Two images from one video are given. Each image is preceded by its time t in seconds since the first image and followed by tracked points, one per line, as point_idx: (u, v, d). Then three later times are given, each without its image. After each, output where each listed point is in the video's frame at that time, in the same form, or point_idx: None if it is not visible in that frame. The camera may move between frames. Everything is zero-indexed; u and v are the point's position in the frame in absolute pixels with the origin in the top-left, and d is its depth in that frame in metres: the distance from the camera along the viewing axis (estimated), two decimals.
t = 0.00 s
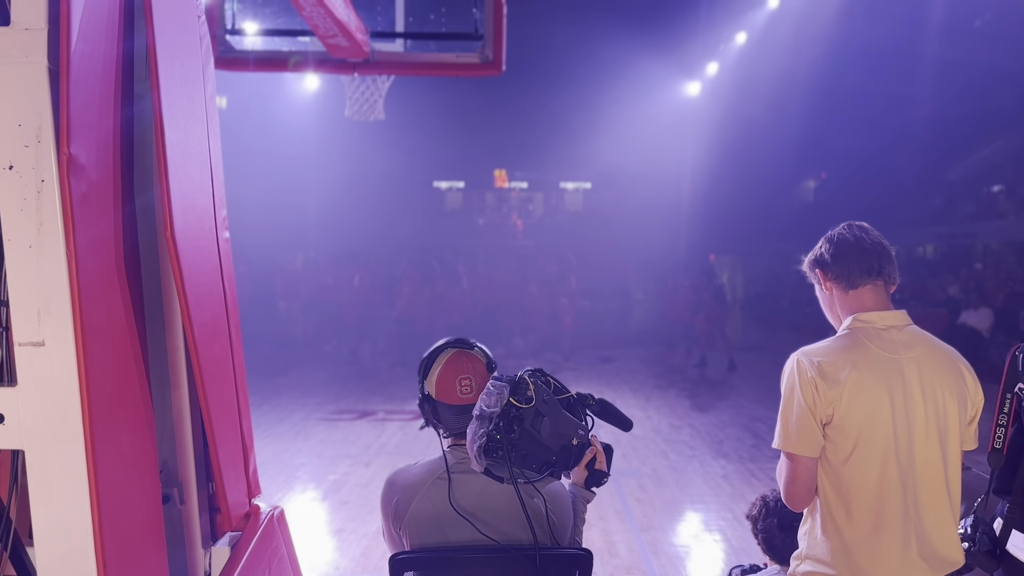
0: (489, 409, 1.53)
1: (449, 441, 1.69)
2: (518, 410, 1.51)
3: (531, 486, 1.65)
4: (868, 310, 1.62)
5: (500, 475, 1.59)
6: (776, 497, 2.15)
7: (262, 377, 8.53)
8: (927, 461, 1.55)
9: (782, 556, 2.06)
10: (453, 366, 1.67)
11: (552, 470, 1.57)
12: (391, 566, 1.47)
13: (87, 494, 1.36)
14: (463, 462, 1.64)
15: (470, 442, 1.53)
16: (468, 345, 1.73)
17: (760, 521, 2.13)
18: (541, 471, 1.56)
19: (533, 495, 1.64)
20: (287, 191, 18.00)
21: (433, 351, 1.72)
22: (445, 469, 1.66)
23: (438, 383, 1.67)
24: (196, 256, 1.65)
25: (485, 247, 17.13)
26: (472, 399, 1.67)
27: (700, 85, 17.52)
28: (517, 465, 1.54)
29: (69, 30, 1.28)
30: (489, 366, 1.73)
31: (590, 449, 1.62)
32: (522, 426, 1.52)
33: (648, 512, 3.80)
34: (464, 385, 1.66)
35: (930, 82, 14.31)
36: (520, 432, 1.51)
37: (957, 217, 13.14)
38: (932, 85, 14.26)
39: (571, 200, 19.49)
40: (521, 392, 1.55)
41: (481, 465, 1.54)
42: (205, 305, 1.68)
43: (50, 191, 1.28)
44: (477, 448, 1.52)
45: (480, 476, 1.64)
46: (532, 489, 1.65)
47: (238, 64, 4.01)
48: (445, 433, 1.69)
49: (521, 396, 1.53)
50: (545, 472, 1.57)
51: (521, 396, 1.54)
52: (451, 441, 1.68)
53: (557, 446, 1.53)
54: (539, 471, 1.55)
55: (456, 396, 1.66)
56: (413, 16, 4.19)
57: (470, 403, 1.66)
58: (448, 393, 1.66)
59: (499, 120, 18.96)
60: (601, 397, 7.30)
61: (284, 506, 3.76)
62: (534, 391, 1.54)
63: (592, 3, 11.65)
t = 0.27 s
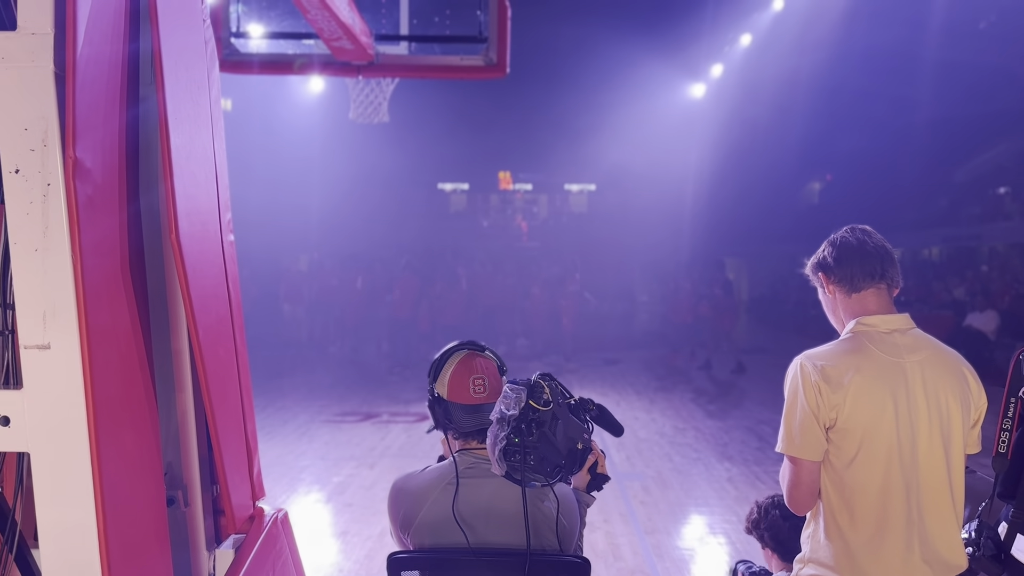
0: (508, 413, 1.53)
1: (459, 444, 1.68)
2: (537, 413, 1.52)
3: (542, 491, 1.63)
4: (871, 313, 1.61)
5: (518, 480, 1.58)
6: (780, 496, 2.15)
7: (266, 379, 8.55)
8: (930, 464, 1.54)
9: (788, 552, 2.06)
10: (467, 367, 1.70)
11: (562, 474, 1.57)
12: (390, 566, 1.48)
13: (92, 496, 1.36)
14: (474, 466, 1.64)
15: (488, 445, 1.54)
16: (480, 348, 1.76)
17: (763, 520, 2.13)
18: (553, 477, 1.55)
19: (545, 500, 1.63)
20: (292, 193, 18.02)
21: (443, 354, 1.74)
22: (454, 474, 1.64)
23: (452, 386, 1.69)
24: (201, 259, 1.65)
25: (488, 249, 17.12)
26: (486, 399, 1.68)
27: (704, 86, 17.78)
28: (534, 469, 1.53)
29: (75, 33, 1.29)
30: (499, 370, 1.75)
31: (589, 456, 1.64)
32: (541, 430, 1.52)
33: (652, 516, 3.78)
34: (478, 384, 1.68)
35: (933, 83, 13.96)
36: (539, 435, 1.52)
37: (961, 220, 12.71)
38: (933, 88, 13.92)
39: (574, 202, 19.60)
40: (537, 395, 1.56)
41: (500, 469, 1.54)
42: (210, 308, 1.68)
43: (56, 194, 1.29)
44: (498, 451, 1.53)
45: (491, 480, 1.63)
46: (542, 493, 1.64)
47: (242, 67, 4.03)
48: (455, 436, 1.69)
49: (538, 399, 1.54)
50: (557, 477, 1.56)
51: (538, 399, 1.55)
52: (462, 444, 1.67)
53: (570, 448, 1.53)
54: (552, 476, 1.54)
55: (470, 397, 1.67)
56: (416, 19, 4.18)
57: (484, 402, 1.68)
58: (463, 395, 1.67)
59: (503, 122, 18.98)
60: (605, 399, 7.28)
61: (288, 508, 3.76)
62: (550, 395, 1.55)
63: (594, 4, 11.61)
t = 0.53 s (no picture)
0: (521, 411, 1.54)
1: (471, 446, 1.68)
2: (549, 412, 1.52)
3: (553, 493, 1.63)
4: (873, 317, 1.60)
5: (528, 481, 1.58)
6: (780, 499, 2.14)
7: (270, 381, 8.56)
8: (933, 467, 1.53)
9: (787, 555, 2.04)
10: (482, 368, 1.69)
11: (572, 478, 1.57)
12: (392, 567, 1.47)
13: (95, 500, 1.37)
14: (485, 468, 1.64)
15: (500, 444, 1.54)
16: (496, 351, 1.75)
17: (763, 524, 2.11)
18: (563, 479, 1.55)
19: (555, 503, 1.62)
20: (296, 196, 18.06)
21: (459, 355, 1.73)
22: (464, 475, 1.64)
23: (466, 386, 1.68)
24: (205, 262, 1.66)
25: (491, 252, 17.13)
26: (499, 400, 1.68)
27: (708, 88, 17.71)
28: (545, 470, 1.53)
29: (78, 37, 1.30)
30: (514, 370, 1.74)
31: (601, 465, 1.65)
32: (553, 430, 1.52)
33: (656, 518, 3.77)
34: (491, 385, 1.67)
35: (937, 84, 13.87)
36: (551, 435, 1.52)
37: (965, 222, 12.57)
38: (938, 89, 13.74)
39: (579, 204, 19.33)
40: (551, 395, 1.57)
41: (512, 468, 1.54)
42: (214, 310, 1.69)
43: (59, 197, 1.29)
44: (509, 450, 1.52)
45: (502, 482, 1.63)
46: (553, 496, 1.64)
47: (247, 70, 4.10)
48: (467, 436, 1.69)
49: (551, 398, 1.55)
50: (566, 480, 1.56)
51: (551, 399, 1.55)
52: (473, 445, 1.67)
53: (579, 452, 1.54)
54: (562, 479, 1.55)
55: (483, 398, 1.66)
56: (421, 22, 4.20)
57: (497, 404, 1.67)
58: (477, 396, 1.66)
59: (506, 124, 19.00)
60: (609, 401, 7.27)
61: (292, 511, 3.76)
62: (563, 396, 1.57)
63: (596, 6, 11.60)
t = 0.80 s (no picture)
0: (529, 412, 1.54)
1: (477, 448, 1.68)
2: (557, 414, 1.52)
3: (558, 497, 1.63)
4: (874, 319, 1.59)
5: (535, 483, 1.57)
6: (779, 504, 2.12)
7: (272, 384, 8.57)
8: (936, 470, 1.52)
9: (786, 557, 2.02)
10: (490, 371, 1.67)
11: (580, 483, 1.55)
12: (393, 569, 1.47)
13: (95, 504, 1.37)
14: (493, 469, 1.63)
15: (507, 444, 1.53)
16: (504, 354, 1.73)
17: (762, 527, 2.09)
18: (569, 483, 1.53)
19: (560, 507, 1.62)
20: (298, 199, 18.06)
21: (467, 357, 1.71)
22: (470, 475, 1.64)
23: (473, 388, 1.67)
24: (205, 265, 1.66)
25: (494, 254, 17.13)
26: (506, 404, 1.66)
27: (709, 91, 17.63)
28: (552, 472, 1.51)
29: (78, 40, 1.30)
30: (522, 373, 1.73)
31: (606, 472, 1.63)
32: (561, 433, 1.51)
33: (658, 521, 3.75)
34: (498, 389, 1.66)
35: (940, 86, 13.83)
36: (559, 437, 1.51)
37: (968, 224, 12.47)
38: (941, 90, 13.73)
39: (580, 207, 19.31)
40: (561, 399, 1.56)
41: (519, 468, 1.54)
42: (214, 313, 1.68)
43: (59, 200, 1.30)
44: (516, 450, 1.52)
45: (508, 484, 1.62)
46: (558, 499, 1.63)
47: (249, 73, 4.08)
48: (474, 438, 1.67)
49: (560, 400, 1.55)
50: (573, 485, 1.54)
51: (561, 401, 1.55)
52: (479, 447, 1.66)
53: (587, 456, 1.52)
54: (568, 483, 1.52)
55: (490, 402, 1.65)
56: (423, 24, 4.23)
57: (504, 409, 1.65)
58: (484, 399, 1.65)
59: (508, 127, 18.99)
60: (611, 404, 7.26)
61: (294, 514, 3.76)
62: (573, 399, 1.55)
63: (597, 8, 11.60)
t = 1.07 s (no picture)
0: (532, 412, 1.55)
1: (479, 449, 1.68)
2: (560, 414, 1.53)
3: (561, 498, 1.62)
4: (875, 322, 1.59)
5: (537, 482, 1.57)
6: (779, 506, 2.11)
7: (273, 387, 8.57)
8: (938, 472, 1.51)
9: (785, 560, 2.01)
10: (496, 376, 1.66)
11: (580, 484, 1.55)
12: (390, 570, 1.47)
13: (94, 508, 1.36)
14: (495, 468, 1.62)
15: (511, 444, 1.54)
16: (509, 357, 1.72)
17: (762, 531, 2.08)
18: (571, 484, 1.53)
19: (562, 508, 1.61)
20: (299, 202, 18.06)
21: (472, 360, 1.70)
22: (472, 473, 1.64)
23: (479, 393, 1.65)
24: (204, 268, 1.66)
25: (495, 257, 17.12)
26: (512, 411, 1.65)
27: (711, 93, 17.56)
28: (554, 472, 1.52)
29: (78, 44, 1.30)
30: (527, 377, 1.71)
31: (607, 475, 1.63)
32: (563, 433, 1.52)
33: (659, 524, 3.74)
34: (504, 395, 1.64)
35: (941, 87, 13.87)
36: (561, 437, 1.52)
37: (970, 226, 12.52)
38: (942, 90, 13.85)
39: (580, 210, 19.30)
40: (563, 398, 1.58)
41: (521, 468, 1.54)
42: (213, 318, 1.68)
43: (58, 204, 1.30)
44: (519, 450, 1.52)
45: (508, 485, 1.62)
46: (560, 502, 1.62)
47: (250, 77, 4.04)
48: (477, 441, 1.67)
49: (563, 399, 1.56)
50: (574, 486, 1.54)
51: (563, 400, 1.57)
52: (482, 448, 1.66)
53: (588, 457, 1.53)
54: (570, 483, 1.53)
55: (496, 407, 1.64)
56: (423, 28, 4.24)
57: (508, 413, 1.64)
58: (489, 404, 1.64)
59: (509, 129, 19.00)
60: (612, 407, 7.25)
61: (295, 517, 3.75)
62: (574, 399, 1.57)
63: (597, 11, 11.61)
